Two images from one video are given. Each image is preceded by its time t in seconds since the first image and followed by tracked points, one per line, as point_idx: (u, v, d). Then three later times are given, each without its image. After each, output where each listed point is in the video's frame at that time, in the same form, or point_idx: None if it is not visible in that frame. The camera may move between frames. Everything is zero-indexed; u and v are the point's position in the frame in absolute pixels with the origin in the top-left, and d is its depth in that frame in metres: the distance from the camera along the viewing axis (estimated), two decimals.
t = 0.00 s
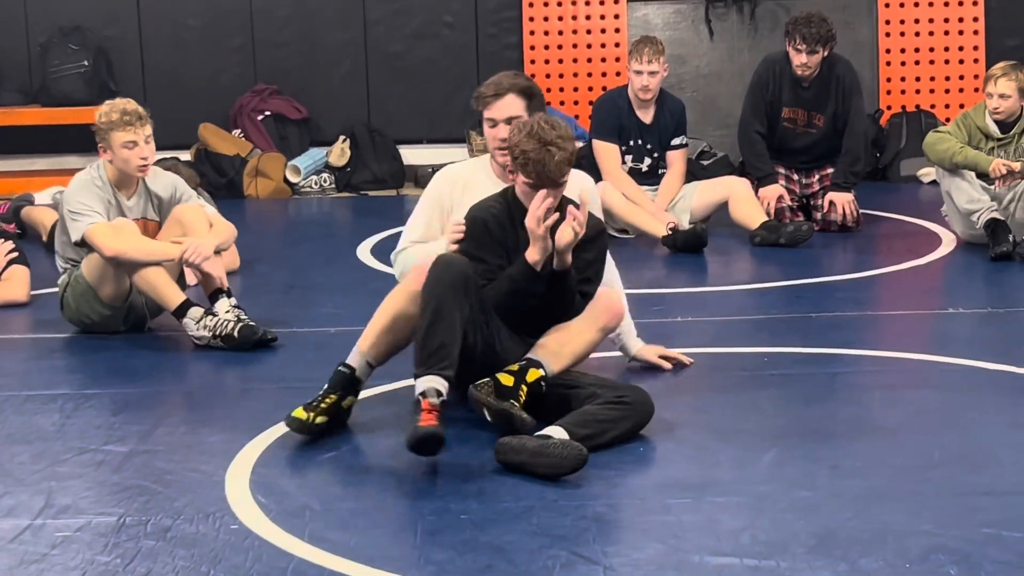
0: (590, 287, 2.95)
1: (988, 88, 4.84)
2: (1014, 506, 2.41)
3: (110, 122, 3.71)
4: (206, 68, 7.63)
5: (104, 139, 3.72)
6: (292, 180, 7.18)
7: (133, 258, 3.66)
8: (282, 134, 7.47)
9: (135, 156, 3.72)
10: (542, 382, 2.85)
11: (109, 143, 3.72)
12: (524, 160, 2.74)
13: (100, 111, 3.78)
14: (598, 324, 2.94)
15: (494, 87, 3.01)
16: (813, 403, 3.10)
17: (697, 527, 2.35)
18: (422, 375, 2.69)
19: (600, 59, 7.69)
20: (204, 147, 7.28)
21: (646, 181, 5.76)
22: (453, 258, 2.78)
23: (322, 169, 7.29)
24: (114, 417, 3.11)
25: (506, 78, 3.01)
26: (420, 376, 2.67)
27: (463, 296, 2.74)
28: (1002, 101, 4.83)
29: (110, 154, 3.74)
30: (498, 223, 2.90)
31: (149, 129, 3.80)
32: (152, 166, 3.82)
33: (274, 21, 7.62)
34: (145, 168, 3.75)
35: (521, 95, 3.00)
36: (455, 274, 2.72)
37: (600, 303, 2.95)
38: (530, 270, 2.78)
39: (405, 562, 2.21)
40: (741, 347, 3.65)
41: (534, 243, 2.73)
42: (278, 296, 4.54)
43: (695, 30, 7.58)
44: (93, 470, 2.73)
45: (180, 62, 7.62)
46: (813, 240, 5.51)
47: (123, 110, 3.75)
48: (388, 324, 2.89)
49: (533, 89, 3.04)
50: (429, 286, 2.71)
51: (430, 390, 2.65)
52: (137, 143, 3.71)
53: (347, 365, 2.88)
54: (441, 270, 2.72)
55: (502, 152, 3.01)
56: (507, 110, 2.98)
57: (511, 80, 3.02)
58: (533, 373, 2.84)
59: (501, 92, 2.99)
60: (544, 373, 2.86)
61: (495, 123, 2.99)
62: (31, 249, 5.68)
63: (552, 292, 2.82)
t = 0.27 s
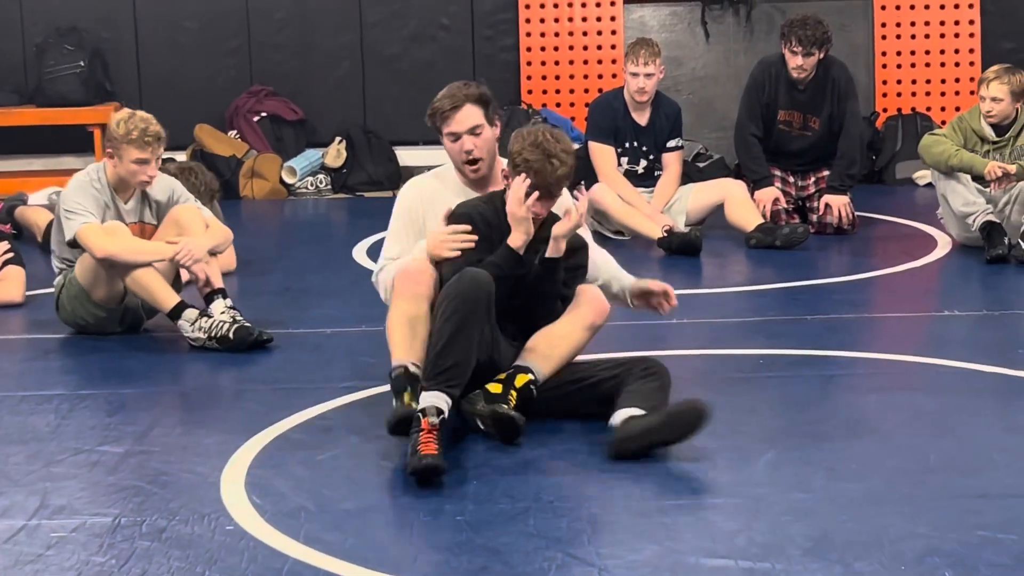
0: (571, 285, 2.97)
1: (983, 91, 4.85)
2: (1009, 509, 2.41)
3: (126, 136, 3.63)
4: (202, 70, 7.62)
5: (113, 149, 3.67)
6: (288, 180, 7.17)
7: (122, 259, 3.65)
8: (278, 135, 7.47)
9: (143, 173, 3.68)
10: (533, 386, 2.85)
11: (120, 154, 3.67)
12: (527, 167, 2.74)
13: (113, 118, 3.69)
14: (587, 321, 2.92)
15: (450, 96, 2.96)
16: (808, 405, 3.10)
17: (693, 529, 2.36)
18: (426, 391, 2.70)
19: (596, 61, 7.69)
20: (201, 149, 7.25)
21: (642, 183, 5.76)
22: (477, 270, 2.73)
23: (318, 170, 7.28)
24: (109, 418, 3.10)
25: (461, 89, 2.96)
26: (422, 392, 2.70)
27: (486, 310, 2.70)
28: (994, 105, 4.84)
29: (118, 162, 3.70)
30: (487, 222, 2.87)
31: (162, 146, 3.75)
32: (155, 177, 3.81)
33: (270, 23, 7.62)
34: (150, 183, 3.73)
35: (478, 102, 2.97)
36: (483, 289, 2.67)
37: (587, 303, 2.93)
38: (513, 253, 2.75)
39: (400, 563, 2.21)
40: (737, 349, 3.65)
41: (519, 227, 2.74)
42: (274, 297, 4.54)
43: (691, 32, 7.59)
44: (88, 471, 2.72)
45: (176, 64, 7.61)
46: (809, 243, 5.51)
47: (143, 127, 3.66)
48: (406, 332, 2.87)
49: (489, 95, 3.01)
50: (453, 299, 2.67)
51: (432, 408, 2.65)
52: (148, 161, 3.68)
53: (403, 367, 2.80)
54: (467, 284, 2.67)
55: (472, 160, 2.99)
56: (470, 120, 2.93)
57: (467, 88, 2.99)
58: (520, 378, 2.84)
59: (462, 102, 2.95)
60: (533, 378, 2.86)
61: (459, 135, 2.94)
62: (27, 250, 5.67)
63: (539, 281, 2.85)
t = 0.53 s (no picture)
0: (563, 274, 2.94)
1: (979, 92, 4.85)
2: (1004, 509, 2.41)
3: (118, 132, 3.63)
4: (198, 69, 7.62)
5: (106, 144, 3.67)
6: (284, 180, 7.16)
7: (115, 253, 3.66)
8: (274, 135, 7.47)
9: (134, 170, 3.68)
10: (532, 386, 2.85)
11: (112, 150, 3.67)
12: (533, 173, 2.73)
13: (109, 113, 3.70)
14: (581, 311, 2.91)
15: (432, 113, 2.96)
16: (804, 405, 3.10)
17: (688, 528, 2.36)
18: (457, 388, 2.72)
19: (593, 61, 7.70)
20: (197, 148, 7.24)
21: (638, 182, 5.76)
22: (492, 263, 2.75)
23: (314, 169, 7.27)
24: (105, 417, 3.10)
25: (443, 105, 2.96)
26: (450, 389, 2.72)
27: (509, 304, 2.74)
28: (989, 106, 4.86)
29: (110, 158, 3.70)
30: (474, 222, 2.87)
31: (156, 146, 3.75)
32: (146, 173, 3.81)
33: (266, 22, 7.61)
34: (138, 180, 3.73)
35: (463, 116, 2.99)
36: (509, 284, 2.71)
37: (574, 291, 2.92)
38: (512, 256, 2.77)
39: (396, 563, 2.21)
40: (731, 349, 3.65)
41: (521, 232, 2.74)
42: (270, 296, 4.54)
43: (687, 32, 7.59)
44: (84, 470, 2.72)
45: (172, 63, 7.61)
46: (805, 243, 5.51)
47: (136, 125, 3.65)
48: (397, 338, 2.84)
49: (467, 104, 3.03)
50: (480, 297, 2.69)
51: (462, 402, 2.69)
52: (139, 159, 3.68)
53: (388, 378, 2.78)
54: (493, 282, 2.69)
55: (461, 172, 3.03)
56: (460, 137, 2.97)
57: (447, 101, 2.99)
58: (521, 378, 2.84)
59: (447, 117, 2.95)
60: (533, 377, 2.86)
61: (449, 152, 2.98)
62: (22, 249, 5.66)
63: (530, 279, 2.84)
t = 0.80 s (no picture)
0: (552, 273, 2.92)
1: (974, 90, 4.86)
2: (999, 507, 2.42)
3: (110, 126, 3.63)
4: (194, 66, 7.61)
5: (97, 140, 3.67)
6: (280, 178, 7.16)
7: (116, 246, 3.65)
8: (270, 133, 7.45)
9: (125, 164, 3.69)
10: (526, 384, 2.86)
11: (103, 146, 3.66)
12: (519, 185, 2.74)
13: (100, 108, 3.69)
14: (570, 307, 2.89)
15: (423, 122, 2.93)
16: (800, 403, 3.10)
17: (683, 526, 2.36)
18: (472, 389, 2.69)
19: (589, 59, 7.68)
20: (192, 145, 7.25)
21: (634, 180, 5.76)
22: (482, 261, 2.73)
23: (310, 167, 7.26)
24: (101, 415, 3.10)
25: (436, 113, 2.93)
26: (466, 390, 2.69)
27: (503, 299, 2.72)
28: (988, 103, 4.85)
29: (102, 153, 3.70)
30: (454, 230, 2.86)
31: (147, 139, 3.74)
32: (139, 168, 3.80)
33: (262, 20, 7.61)
34: (131, 175, 3.73)
35: (455, 123, 2.97)
36: (503, 278, 2.69)
37: (566, 290, 2.89)
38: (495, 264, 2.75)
39: (392, 561, 2.21)
40: (727, 347, 3.66)
41: (503, 239, 2.73)
42: (266, 294, 4.54)
43: (684, 30, 7.59)
44: (79, 468, 2.72)
45: (168, 60, 7.60)
46: (801, 241, 5.52)
47: (127, 119, 3.65)
48: (385, 340, 2.84)
49: (460, 109, 3.00)
50: (478, 295, 2.66)
51: (479, 403, 2.67)
52: (131, 153, 3.68)
53: (377, 378, 2.79)
54: (487, 278, 2.67)
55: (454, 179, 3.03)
56: (452, 145, 2.96)
57: (439, 108, 2.96)
58: (514, 376, 2.86)
59: (439, 125, 2.92)
60: (527, 375, 2.87)
61: (441, 160, 2.98)
62: (18, 247, 5.66)
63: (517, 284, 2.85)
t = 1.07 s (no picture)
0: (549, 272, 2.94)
1: (970, 85, 4.86)
2: (995, 502, 2.42)
3: (100, 121, 3.63)
4: (190, 62, 7.60)
5: (88, 135, 3.67)
6: (277, 173, 7.15)
7: (115, 240, 3.65)
8: (266, 128, 7.44)
9: (118, 159, 3.68)
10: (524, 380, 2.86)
11: (95, 141, 3.66)
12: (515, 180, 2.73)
13: (90, 103, 3.70)
14: (569, 306, 2.91)
15: (427, 116, 2.93)
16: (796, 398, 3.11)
17: (680, 521, 2.36)
18: (466, 385, 2.70)
19: (585, 55, 7.66)
20: (189, 141, 7.21)
21: (630, 176, 5.76)
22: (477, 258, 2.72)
23: (306, 163, 7.25)
24: (97, 411, 3.10)
25: (442, 108, 2.93)
26: (459, 386, 2.71)
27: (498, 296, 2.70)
28: (988, 99, 4.86)
29: (94, 148, 3.69)
30: (456, 221, 2.87)
31: (139, 133, 3.74)
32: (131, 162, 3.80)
33: (259, 15, 7.59)
34: (124, 169, 3.72)
35: (459, 119, 2.96)
36: (496, 275, 2.67)
37: (565, 288, 2.91)
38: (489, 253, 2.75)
39: (388, 556, 2.21)
40: (724, 342, 3.66)
41: (498, 232, 2.73)
42: (263, 290, 4.53)
43: (680, 25, 7.59)
44: (75, 464, 2.72)
45: (164, 56, 7.59)
46: (797, 236, 5.52)
47: (116, 113, 3.65)
48: (383, 334, 2.84)
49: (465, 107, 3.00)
50: (471, 292, 2.65)
51: (473, 399, 2.68)
52: (123, 147, 3.68)
53: (374, 373, 2.78)
54: (480, 275, 2.65)
55: (456, 175, 3.02)
56: (455, 141, 2.96)
57: (444, 103, 2.95)
58: (512, 372, 2.85)
59: (444, 121, 2.93)
60: (526, 371, 2.87)
61: (442, 156, 2.97)
62: (14, 242, 5.65)
63: (514, 281, 2.86)
